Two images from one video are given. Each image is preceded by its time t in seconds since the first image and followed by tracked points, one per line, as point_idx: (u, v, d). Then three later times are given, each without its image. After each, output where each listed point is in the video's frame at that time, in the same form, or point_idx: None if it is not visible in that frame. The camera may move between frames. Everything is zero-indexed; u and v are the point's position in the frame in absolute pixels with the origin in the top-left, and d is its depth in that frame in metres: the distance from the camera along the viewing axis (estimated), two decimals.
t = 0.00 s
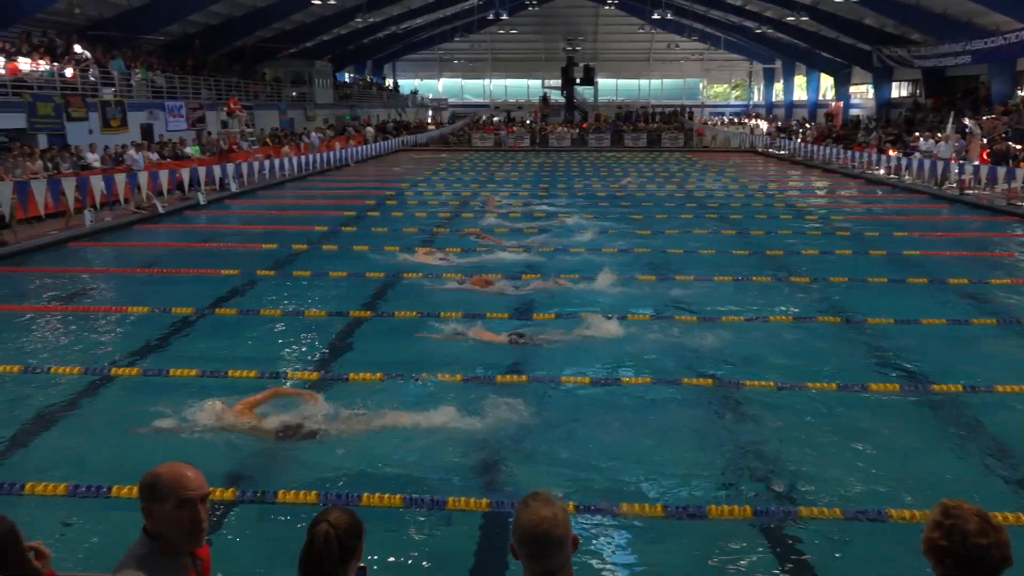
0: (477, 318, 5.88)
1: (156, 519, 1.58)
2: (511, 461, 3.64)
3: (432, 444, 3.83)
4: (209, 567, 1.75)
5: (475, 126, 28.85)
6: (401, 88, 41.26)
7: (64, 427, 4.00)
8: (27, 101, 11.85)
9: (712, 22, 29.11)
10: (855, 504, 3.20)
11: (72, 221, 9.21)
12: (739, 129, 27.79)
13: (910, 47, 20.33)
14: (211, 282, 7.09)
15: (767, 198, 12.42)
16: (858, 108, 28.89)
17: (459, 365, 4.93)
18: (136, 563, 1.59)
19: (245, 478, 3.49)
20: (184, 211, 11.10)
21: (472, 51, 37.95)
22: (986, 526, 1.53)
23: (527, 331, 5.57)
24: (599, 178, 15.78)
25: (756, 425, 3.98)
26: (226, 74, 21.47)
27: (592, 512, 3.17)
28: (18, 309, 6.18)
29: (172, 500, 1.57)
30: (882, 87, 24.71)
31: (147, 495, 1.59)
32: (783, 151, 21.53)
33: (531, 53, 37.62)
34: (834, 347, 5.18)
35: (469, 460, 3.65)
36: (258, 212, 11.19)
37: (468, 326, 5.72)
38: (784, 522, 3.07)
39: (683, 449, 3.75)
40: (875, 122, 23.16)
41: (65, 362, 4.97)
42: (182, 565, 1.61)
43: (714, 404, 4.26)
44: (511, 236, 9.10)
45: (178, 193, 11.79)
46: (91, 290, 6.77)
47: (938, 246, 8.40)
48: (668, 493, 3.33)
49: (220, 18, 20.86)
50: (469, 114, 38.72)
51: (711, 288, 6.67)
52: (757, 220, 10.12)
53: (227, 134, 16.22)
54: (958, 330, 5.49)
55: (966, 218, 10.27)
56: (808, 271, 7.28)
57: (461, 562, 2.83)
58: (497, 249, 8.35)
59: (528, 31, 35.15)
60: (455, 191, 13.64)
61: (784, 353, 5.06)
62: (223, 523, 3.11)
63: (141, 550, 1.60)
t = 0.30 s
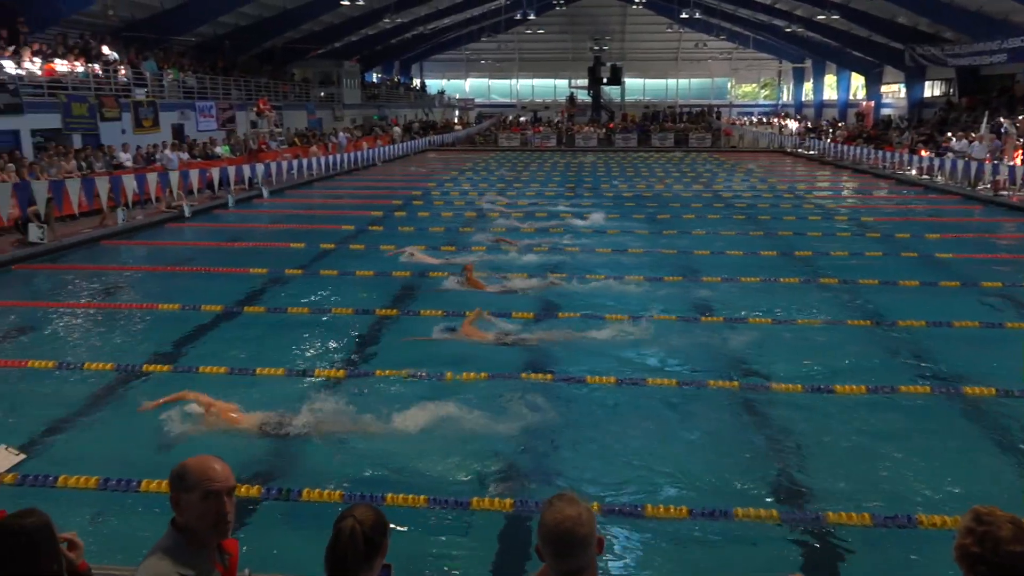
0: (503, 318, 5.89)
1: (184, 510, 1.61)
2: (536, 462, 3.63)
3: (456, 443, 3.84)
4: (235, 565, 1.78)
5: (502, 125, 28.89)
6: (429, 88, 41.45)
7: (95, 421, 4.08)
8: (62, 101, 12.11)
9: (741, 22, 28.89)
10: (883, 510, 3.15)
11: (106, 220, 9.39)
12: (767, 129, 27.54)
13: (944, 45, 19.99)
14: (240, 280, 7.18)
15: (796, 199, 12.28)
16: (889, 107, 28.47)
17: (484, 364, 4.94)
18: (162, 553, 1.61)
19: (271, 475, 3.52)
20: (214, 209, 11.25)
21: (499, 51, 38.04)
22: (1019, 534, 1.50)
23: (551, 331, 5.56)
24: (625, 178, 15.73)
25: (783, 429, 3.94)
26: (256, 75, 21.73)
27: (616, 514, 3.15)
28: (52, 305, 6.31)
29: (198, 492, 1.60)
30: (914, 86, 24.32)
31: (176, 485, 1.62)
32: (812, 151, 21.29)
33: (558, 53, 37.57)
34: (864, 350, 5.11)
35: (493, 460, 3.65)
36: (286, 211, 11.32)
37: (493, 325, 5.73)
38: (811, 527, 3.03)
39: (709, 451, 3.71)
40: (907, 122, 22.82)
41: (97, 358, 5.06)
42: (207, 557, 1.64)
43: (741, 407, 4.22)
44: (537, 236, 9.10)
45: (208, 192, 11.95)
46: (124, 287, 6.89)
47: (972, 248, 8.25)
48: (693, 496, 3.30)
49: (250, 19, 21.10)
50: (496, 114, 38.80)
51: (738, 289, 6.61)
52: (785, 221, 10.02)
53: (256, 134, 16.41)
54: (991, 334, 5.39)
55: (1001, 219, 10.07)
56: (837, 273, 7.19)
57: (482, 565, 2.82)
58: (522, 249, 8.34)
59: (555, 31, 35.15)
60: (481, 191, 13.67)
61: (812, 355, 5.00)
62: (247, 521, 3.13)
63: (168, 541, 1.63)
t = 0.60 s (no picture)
0: (525, 318, 5.90)
1: (213, 506, 1.63)
2: (556, 463, 3.64)
3: (477, 443, 3.86)
4: (261, 562, 1.80)
5: (524, 125, 28.90)
6: (451, 88, 41.59)
7: (121, 418, 4.13)
8: (91, 101, 12.29)
9: (766, 21, 28.68)
10: (909, 516, 3.11)
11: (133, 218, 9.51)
12: (791, 129, 27.33)
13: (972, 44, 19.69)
14: (264, 279, 7.25)
15: (820, 199, 12.17)
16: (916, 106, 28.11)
17: (505, 364, 4.95)
18: (193, 547, 1.64)
19: (294, 473, 3.55)
20: (238, 209, 11.37)
21: (522, 52, 38.10)
22: None
23: (573, 331, 5.56)
24: (648, 178, 15.70)
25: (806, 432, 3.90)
26: (281, 75, 21.92)
27: (636, 516, 3.14)
28: (81, 303, 6.40)
29: (228, 487, 1.62)
30: (942, 86, 24.00)
31: (206, 481, 1.64)
32: (837, 151, 21.09)
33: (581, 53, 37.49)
34: (889, 352, 5.05)
35: (514, 462, 3.65)
36: (310, 210, 11.41)
37: (515, 325, 5.75)
38: (835, 532, 3.00)
39: (730, 453, 3.70)
40: (935, 122, 22.52)
41: (125, 355, 5.14)
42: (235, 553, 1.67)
43: (763, 410, 4.20)
44: (560, 236, 9.08)
45: (234, 192, 12.08)
46: (151, 285, 6.98)
47: (1001, 250, 8.12)
48: (714, 498, 3.28)
49: (275, 20, 21.29)
50: (518, 114, 38.87)
51: (761, 291, 6.57)
52: (810, 222, 9.93)
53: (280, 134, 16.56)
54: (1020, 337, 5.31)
55: None
56: (863, 274, 7.11)
57: (502, 566, 2.82)
58: (544, 249, 8.34)
59: (578, 30, 35.11)
60: (504, 190, 13.71)
61: (835, 358, 4.96)
62: (270, 519, 3.15)
63: (198, 534, 1.65)
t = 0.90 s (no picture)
0: (547, 317, 5.91)
1: (238, 504, 1.65)
2: (578, 464, 3.64)
3: (499, 442, 3.87)
4: (282, 562, 1.81)
5: (547, 125, 28.87)
6: (475, 88, 41.66)
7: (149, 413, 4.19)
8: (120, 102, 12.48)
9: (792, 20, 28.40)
10: (935, 520, 3.08)
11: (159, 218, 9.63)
12: (817, 129, 27.03)
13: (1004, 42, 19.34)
14: (288, 277, 7.32)
15: (846, 200, 12.05)
16: (945, 106, 27.67)
17: (527, 364, 4.96)
18: (216, 546, 1.65)
19: (319, 470, 3.59)
20: (264, 208, 11.48)
21: (545, 51, 38.05)
22: None
23: (595, 331, 5.55)
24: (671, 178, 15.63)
25: (830, 434, 3.87)
26: (306, 75, 22.10)
27: (658, 517, 3.13)
28: (109, 300, 6.50)
29: (254, 487, 1.64)
30: (972, 85, 23.59)
31: (231, 480, 1.66)
32: (864, 151, 20.83)
33: (604, 52, 37.34)
34: (915, 355, 5.00)
35: (536, 461, 3.66)
36: (334, 209, 11.49)
37: (537, 324, 5.75)
38: (859, 534, 2.98)
39: (753, 455, 3.68)
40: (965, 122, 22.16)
41: (152, 352, 5.21)
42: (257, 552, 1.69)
43: (787, 411, 4.17)
44: (583, 236, 9.07)
45: (259, 191, 12.20)
46: (178, 283, 7.07)
47: None
48: (736, 500, 3.27)
49: (300, 20, 21.47)
50: (541, 114, 38.85)
51: (786, 292, 6.52)
52: (835, 223, 9.84)
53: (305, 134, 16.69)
54: None
55: None
56: (889, 276, 7.03)
57: (524, 564, 2.84)
58: (567, 249, 8.33)
59: (602, 29, 34.99)
60: (527, 190, 13.71)
61: (861, 360, 4.91)
62: (294, 515, 3.18)
63: (222, 532, 1.67)
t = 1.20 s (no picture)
0: (567, 317, 5.91)
1: (246, 504, 1.67)
2: (597, 464, 3.64)
3: (518, 442, 3.88)
4: (291, 564, 1.82)
5: (568, 125, 28.84)
6: (496, 88, 41.70)
7: (172, 411, 4.23)
8: (146, 102, 12.63)
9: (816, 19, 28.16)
10: (960, 524, 3.04)
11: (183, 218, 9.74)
12: (840, 129, 26.78)
13: None
14: (309, 276, 7.37)
15: (870, 200, 11.93)
16: (972, 105, 27.27)
17: (546, 363, 4.96)
18: (224, 546, 1.66)
19: (339, 467, 3.62)
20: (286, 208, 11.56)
21: (566, 51, 38.01)
22: None
23: (615, 332, 5.54)
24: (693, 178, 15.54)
25: (853, 437, 3.84)
26: (329, 76, 22.24)
27: (678, 519, 3.12)
28: (135, 298, 6.59)
29: (262, 486, 1.66)
30: (1000, 84, 23.25)
31: (240, 480, 1.68)
32: (889, 151, 20.59)
33: (626, 52, 37.21)
34: (940, 358, 4.93)
35: (555, 462, 3.66)
36: (355, 209, 11.56)
37: (557, 325, 5.75)
38: (882, 538, 2.95)
39: (774, 457, 3.65)
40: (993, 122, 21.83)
41: (176, 349, 5.28)
42: (264, 553, 1.70)
43: (808, 413, 4.14)
44: (604, 237, 9.05)
45: (281, 191, 12.30)
46: (202, 282, 7.15)
47: None
48: (757, 502, 3.25)
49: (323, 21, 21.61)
50: (562, 113, 38.82)
51: (808, 293, 6.47)
52: (859, 224, 9.73)
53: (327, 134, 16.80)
54: None
55: None
56: (915, 277, 6.95)
57: (543, 564, 2.84)
58: (588, 250, 8.31)
59: (624, 29, 34.89)
60: (547, 190, 13.70)
61: (884, 362, 4.86)
62: (314, 513, 3.21)
63: (230, 533, 1.69)
